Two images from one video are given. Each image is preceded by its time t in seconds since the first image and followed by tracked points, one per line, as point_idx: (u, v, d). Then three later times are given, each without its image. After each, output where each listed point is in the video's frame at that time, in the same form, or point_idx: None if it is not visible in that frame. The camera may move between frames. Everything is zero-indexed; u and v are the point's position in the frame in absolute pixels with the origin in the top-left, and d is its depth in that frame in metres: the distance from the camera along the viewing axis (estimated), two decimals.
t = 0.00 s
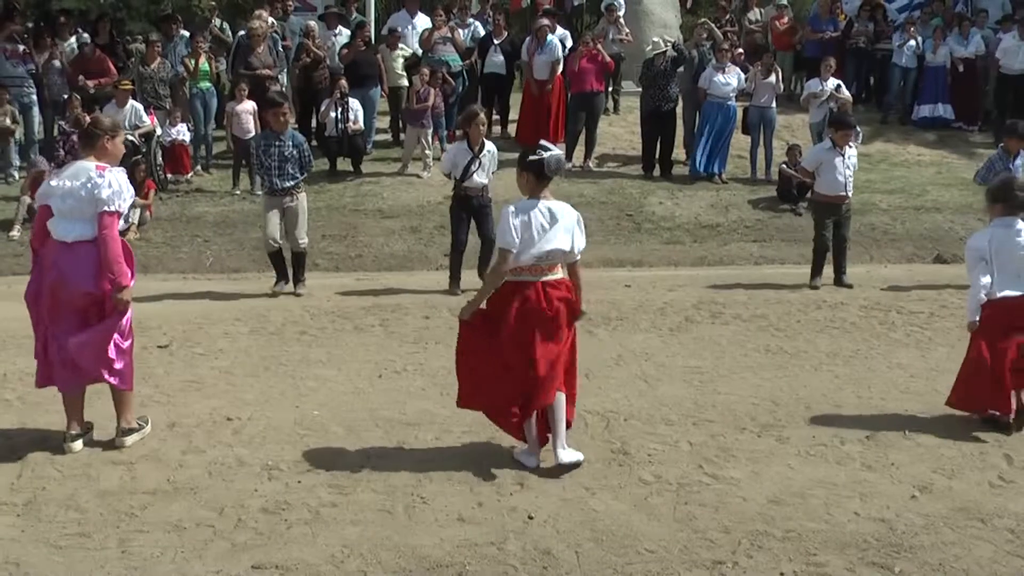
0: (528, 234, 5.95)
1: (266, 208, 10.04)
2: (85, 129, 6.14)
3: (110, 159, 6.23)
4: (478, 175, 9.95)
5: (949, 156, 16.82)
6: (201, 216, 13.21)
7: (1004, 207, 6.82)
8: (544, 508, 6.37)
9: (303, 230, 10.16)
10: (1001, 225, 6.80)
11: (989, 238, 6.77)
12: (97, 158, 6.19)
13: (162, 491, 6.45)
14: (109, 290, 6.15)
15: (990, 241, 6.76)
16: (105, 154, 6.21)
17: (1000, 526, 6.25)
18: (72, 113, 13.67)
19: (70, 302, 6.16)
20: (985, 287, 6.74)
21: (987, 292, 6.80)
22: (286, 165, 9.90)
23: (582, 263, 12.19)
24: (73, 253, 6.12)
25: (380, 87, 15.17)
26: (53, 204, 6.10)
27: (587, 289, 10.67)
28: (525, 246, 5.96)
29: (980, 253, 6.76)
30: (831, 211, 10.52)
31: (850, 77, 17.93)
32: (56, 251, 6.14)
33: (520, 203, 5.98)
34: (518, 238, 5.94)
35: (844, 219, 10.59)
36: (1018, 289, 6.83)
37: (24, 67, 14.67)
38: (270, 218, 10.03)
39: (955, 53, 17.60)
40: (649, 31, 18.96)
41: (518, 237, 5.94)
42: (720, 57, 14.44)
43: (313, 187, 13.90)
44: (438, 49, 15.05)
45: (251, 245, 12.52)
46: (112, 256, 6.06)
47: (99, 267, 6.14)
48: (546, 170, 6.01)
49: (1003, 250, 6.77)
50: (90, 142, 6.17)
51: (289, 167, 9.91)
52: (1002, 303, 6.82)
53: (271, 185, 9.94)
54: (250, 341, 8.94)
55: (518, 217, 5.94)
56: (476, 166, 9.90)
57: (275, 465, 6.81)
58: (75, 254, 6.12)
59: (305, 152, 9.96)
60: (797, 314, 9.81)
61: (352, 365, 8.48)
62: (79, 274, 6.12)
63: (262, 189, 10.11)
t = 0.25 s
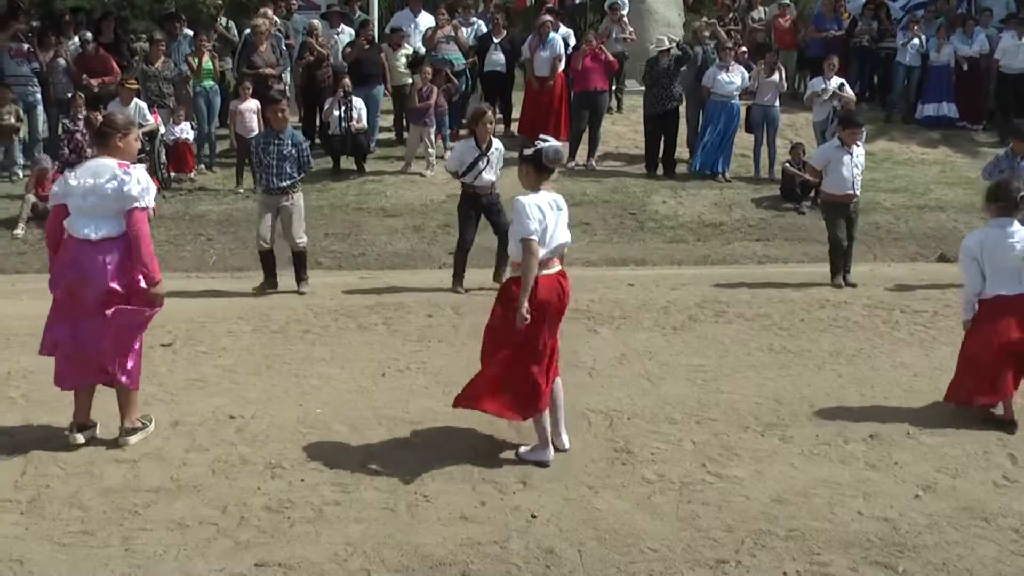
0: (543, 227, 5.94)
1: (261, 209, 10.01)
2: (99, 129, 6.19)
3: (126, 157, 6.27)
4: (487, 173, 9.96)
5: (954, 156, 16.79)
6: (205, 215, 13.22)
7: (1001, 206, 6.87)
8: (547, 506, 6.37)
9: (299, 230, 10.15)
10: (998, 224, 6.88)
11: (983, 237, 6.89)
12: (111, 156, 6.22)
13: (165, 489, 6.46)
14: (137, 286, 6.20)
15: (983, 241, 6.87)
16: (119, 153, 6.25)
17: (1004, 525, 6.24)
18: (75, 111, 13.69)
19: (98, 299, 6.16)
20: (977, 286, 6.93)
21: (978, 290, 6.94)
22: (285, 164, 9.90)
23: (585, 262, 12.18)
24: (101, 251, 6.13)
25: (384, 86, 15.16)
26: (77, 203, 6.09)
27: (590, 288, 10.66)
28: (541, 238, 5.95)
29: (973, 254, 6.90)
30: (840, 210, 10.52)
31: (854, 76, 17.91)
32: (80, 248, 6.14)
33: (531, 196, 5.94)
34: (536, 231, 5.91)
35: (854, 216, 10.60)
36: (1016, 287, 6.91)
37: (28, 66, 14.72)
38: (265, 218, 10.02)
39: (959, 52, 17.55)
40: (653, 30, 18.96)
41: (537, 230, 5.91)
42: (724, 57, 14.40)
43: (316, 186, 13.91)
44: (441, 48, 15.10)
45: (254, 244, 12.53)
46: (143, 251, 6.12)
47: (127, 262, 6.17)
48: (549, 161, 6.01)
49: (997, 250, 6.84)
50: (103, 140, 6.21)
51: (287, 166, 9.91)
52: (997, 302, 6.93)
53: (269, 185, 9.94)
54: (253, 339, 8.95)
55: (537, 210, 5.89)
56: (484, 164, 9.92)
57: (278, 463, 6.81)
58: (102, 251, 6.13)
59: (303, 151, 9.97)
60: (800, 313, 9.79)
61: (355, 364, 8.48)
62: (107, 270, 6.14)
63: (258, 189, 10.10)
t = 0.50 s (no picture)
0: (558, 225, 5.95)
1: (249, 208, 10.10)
2: (114, 127, 6.23)
3: (141, 155, 6.30)
4: (517, 173, 9.93)
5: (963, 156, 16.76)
6: (213, 214, 13.25)
7: (1004, 197, 7.23)
8: (554, 506, 6.37)
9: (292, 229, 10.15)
10: (1000, 215, 7.24)
11: (986, 227, 7.24)
12: (127, 153, 6.26)
13: (174, 487, 6.47)
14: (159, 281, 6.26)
15: (985, 230, 7.23)
16: (134, 150, 6.29)
17: (1013, 526, 6.23)
18: (84, 110, 13.64)
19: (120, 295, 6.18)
20: (978, 274, 7.26)
21: (980, 279, 7.26)
22: (269, 165, 9.88)
23: (593, 262, 12.18)
24: (121, 246, 6.16)
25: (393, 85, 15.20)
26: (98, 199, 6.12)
27: (598, 288, 10.66)
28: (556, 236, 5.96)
29: (975, 243, 7.26)
30: (843, 210, 10.49)
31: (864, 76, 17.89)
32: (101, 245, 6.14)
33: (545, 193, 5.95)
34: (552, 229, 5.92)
35: (857, 217, 10.57)
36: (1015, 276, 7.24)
37: (38, 66, 14.74)
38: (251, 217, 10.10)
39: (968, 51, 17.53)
40: (661, 29, 18.96)
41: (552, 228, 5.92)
42: (733, 56, 14.40)
43: (325, 185, 13.93)
44: (450, 48, 15.06)
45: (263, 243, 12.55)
46: (165, 247, 6.20)
47: (147, 258, 6.23)
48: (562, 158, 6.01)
49: (999, 239, 7.20)
50: (118, 137, 6.25)
51: (270, 166, 9.89)
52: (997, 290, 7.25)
53: (255, 185, 9.98)
54: (262, 338, 8.96)
55: (551, 208, 5.91)
56: (514, 163, 9.88)
57: (287, 462, 6.82)
58: (122, 247, 6.16)
59: (286, 151, 9.92)
60: (808, 313, 9.78)
61: (363, 362, 8.50)
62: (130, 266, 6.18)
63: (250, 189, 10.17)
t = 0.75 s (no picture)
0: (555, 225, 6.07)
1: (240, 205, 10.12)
2: (126, 126, 6.24)
3: (150, 154, 6.31)
4: (533, 172, 9.92)
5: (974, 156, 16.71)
6: (223, 214, 13.27)
7: (1008, 193, 7.29)
8: (564, 506, 6.37)
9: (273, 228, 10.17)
10: (1004, 211, 7.30)
11: (991, 223, 7.30)
12: (138, 153, 6.28)
13: (184, 487, 6.48)
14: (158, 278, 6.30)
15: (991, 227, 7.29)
16: (145, 150, 6.30)
17: None
18: (95, 111, 13.65)
19: (120, 291, 6.27)
20: (984, 270, 7.35)
21: (984, 275, 7.36)
22: (256, 163, 9.90)
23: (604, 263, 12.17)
24: (121, 244, 6.23)
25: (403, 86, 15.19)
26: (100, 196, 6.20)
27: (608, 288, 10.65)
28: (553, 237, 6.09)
29: (981, 240, 7.32)
30: (844, 214, 10.45)
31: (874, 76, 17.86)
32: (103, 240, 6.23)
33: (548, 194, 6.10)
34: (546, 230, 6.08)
35: (857, 222, 10.52)
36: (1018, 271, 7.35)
37: (49, 67, 14.76)
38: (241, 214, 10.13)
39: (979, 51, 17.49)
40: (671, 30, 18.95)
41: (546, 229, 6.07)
42: (743, 56, 14.34)
43: (335, 186, 13.95)
44: (460, 48, 15.07)
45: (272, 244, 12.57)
46: (161, 246, 6.20)
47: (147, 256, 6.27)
48: (573, 159, 6.07)
49: (1004, 235, 7.28)
50: (129, 137, 6.26)
51: (258, 165, 9.89)
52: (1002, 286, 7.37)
53: (243, 183, 10.00)
54: (272, 339, 8.97)
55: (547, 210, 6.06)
56: (532, 162, 9.85)
57: (297, 462, 6.83)
58: (122, 244, 6.22)
59: (275, 149, 9.92)
60: (818, 314, 9.76)
61: (373, 363, 8.51)
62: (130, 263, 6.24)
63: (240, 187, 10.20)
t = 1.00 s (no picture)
0: (546, 218, 6.18)
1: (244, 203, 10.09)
2: (147, 123, 6.29)
3: (170, 151, 6.35)
4: (539, 173, 9.88)
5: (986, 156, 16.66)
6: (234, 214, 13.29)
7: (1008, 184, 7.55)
8: (575, 506, 6.37)
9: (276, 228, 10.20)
10: (1004, 202, 7.57)
11: (996, 215, 7.55)
12: (157, 150, 6.32)
13: (196, 486, 6.50)
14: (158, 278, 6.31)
15: (997, 219, 7.55)
16: (164, 147, 6.33)
17: None
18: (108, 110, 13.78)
19: (123, 289, 6.33)
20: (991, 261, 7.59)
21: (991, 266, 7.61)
22: (262, 163, 9.87)
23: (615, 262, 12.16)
24: (129, 241, 6.30)
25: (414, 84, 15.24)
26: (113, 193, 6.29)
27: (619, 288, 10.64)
28: (545, 229, 6.19)
29: (988, 231, 7.56)
30: (834, 212, 10.42)
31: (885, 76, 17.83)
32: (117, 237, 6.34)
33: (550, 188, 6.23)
34: (539, 221, 6.21)
35: (851, 220, 10.44)
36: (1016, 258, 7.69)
37: (62, 67, 14.79)
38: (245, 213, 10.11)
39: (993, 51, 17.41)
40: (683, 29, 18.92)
41: (538, 219, 6.20)
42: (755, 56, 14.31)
43: (346, 185, 13.96)
44: (472, 47, 15.08)
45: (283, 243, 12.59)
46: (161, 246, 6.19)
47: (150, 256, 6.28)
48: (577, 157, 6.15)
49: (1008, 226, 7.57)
50: (150, 133, 6.29)
51: (264, 165, 9.87)
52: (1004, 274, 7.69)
53: (248, 182, 9.96)
54: (284, 338, 8.98)
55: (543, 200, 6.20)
56: (538, 163, 9.82)
57: (309, 461, 6.84)
58: (131, 241, 6.30)
59: (280, 149, 9.93)
60: (830, 314, 9.74)
61: (384, 362, 8.51)
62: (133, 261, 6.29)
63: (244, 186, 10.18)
